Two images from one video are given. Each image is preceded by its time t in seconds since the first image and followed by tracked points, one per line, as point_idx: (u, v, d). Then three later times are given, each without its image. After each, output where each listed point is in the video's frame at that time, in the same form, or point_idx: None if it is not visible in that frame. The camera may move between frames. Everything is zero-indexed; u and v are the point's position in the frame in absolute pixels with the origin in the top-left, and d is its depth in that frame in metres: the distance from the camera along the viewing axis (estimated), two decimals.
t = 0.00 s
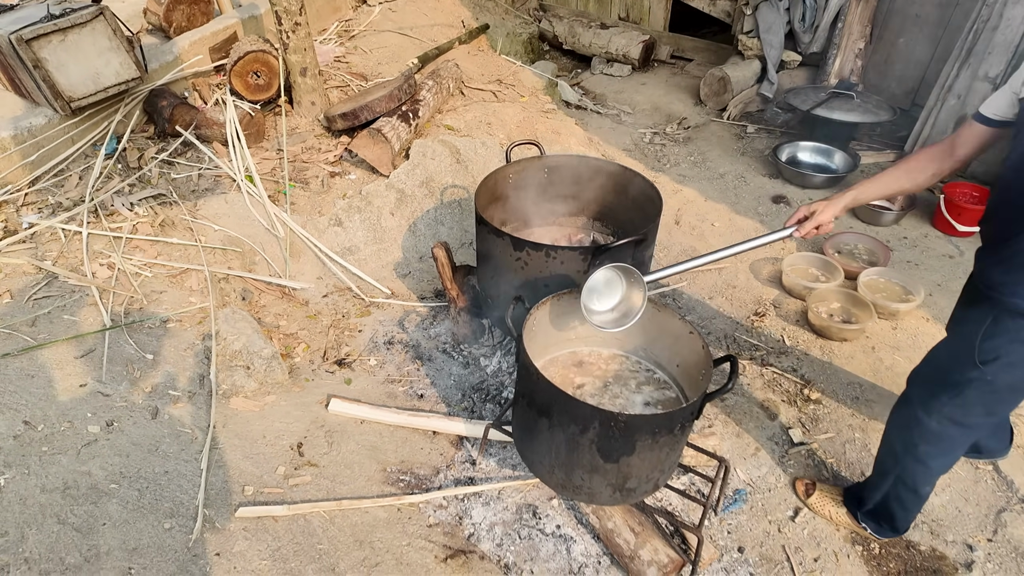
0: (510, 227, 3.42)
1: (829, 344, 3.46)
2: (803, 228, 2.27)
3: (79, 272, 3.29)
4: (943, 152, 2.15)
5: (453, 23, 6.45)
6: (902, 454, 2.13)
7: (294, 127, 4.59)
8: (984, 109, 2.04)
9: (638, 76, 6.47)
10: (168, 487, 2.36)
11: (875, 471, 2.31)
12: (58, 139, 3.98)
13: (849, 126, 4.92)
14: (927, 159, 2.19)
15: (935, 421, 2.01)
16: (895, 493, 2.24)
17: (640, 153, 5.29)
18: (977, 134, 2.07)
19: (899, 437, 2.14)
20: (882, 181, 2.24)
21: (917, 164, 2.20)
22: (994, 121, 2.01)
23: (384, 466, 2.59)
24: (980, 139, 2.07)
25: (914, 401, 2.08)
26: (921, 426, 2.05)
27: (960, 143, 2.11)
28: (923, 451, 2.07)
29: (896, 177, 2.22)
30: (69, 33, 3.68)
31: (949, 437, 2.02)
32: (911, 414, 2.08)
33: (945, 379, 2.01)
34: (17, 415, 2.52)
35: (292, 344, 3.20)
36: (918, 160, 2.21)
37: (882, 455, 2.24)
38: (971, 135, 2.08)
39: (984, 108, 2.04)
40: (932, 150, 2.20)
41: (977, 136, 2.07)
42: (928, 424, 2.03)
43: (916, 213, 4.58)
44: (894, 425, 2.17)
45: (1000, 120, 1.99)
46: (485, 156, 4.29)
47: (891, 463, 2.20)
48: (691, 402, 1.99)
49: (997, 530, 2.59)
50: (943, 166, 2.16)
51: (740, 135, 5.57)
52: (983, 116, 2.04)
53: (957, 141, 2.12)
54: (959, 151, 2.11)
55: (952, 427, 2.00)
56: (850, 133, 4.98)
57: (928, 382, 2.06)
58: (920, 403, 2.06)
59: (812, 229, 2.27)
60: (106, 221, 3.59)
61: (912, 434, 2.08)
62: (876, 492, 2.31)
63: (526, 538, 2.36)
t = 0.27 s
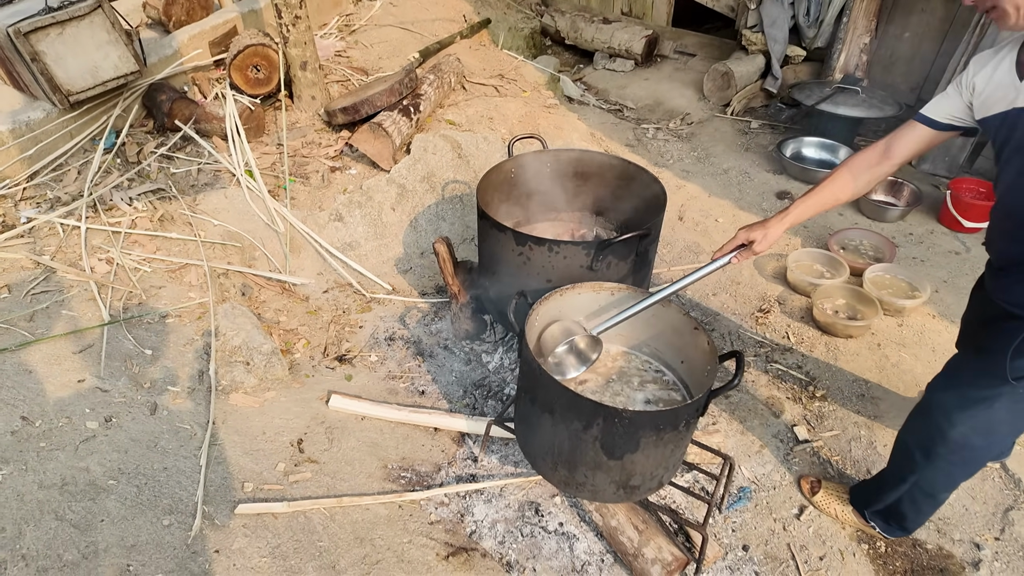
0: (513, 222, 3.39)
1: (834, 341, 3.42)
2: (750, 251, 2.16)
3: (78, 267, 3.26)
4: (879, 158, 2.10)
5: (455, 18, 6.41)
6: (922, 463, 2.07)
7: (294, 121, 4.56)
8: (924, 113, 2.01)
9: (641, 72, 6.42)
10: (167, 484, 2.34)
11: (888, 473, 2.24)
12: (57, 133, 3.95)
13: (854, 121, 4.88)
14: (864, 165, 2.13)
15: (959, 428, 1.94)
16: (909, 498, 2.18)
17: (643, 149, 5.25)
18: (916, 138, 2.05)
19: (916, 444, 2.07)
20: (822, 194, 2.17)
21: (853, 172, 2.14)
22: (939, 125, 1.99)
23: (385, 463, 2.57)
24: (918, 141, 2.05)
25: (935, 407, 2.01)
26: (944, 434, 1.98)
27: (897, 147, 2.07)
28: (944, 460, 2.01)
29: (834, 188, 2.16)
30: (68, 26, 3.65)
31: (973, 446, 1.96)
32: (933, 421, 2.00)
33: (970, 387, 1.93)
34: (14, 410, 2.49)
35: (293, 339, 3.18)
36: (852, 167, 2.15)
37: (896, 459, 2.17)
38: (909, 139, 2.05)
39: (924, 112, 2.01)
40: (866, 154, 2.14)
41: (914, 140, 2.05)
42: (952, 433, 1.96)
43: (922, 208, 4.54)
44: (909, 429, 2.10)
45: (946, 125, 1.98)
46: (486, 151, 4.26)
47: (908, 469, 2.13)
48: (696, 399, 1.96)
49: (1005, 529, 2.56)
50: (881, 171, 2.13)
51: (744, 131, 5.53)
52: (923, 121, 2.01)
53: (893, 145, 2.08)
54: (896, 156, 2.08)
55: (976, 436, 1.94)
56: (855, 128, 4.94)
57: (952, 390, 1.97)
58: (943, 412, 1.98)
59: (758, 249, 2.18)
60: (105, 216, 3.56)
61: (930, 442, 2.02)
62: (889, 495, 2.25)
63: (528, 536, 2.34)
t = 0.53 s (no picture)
0: (513, 220, 3.39)
1: (834, 340, 3.42)
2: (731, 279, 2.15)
3: (79, 264, 3.28)
4: (852, 182, 2.11)
5: (457, 15, 6.41)
6: (926, 466, 2.05)
7: (295, 119, 4.57)
8: (894, 137, 2.05)
9: (643, 70, 6.41)
10: (167, 480, 2.35)
11: (891, 475, 2.22)
12: (59, 131, 3.96)
13: (857, 119, 4.86)
14: (837, 188, 2.13)
15: (968, 434, 1.92)
16: (912, 498, 2.17)
17: (645, 147, 5.25)
18: (886, 162, 2.08)
19: (920, 447, 2.05)
20: (798, 220, 2.16)
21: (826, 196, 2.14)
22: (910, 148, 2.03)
23: (385, 460, 2.58)
24: (888, 165, 2.09)
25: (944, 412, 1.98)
26: (953, 439, 1.95)
27: (868, 170, 2.10)
28: (948, 463, 2.00)
29: (809, 213, 2.16)
30: (70, 23, 3.66)
31: (981, 451, 1.94)
32: (944, 426, 1.97)
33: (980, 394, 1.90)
34: (16, 407, 2.51)
35: (293, 337, 3.19)
36: (825, 191, 2.15)
37: (900, 462, 2.15)
38: (879, 163, 2.08)
39: (893, 137, 2.05)
40: (837, 178, 2.14)
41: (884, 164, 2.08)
42: (961, 437, 1.93)
43: (924, 207, 4.53)
44: (913, 431, 2.09)
45: (916, 148, 2.02)
46: (488, 149, 4.26)
47: (912, 473, 2.11)
48: (695, 397, 1.97)
49: (1004, 528, 2.56)
50: (853, 195, 2.14)
51: (746, 129, 5.52)
52: (894, 146, 2.05)
53: (863, 168, 2.10)
54: (868, 179, 2.10)
55: (987, 441, 1.92)
56: (858, 127, 4.92)
57: (961, 396, 1.94)
58: (952, 419, 1.95)
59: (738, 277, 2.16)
60: (107, 213, 3.57)
61: (935, 445, 2.00)
62: (892, 497, 2.24)
63: (527, 533, 2.35)
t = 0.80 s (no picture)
0: (511, 216, 3.38)
1: (833, 337, 3.42)
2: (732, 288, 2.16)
3: (78, 259, 3.28)
4: (851, 188, 2.08)
5: (457, 12, 6.40)
6: (925, 464, 2.04)
7: (295, 115, 4.56)
8: (893, 142, 2.02)
9: (643, 66, 6.40)
10: (164, 474, 2.36)
11: (890, 473, 2.21)
12: (58, 127, 3.96)
13: (857, 116, 4.85)
14: (836, 196, 2.11)
15: (967, 433, 1.91)
16: (910, 496, 2.17)
17: (645, 144, 5.24)
18: (886, 167, 2.05)
19: (918, 446, 2.05)
20: (798, 228, 2.15)
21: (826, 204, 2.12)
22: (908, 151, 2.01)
23: (382, 456, 2.58)
24: (888, 169, 2.06)
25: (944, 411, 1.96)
26: (951, 438, 1.95)
27: (867, 176, 2.06)
28: (947, 461, 1.99)
29: (809, 221, 2.14)
30: (69, 19, 3.65)
31: (979, 450, 1.94)
32: (943, 426, 1.96)
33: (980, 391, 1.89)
34: (14, 402, 2.51)
35: (291, 333, 3.19)
36: (824, 198, 2.13)
37: (898, 460, 2.15)
38: (878, 168, 2.05)
39: (892, 141, 2.02)
40: (836, 184, 2.12)
41: (884, 169, 2.05)
42: (960, 437, 1.93)
43: (925, 204, 4.52)
44: (913, 430, 2.08)
45: (915, 151, 2.00)
46: (487, 145, 4.26)
47: (910, 472, 2.10)
48: (691, 393, 1.96)
49: (1002, 525, 2.56)
50: (854, 201, 2.11)
51: (746, 126, 5.50)
52: (893, 150, 2.02)
53: (863, 174, 2.07)
54: (868, 185, 2.07)
55: (986, 441, 1.91)
56: (858, 124, 4.91)
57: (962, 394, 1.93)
58: (952, 417, 1.94)
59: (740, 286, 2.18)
60: (106, 209, 3.57)
61: (933, 444, 2.00)
62: (889, 494, 2.24)
63: (523, 529, 2.35)
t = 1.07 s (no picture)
0: (508, 214, 3.39)
1: (830, 335, 3.42)
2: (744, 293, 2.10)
3: (77, 257, 3.29)
4: (860, 192, 2.10)
5: (457, 9, 6.39)
6: (917, 463, 2.06)
7: (294, 113, 4.57)
8: (901, 144, 2.03)
9: (643, 64, 6.39)
10: (162, 471, 2.37)
11: (884, 471, 2.23)
12: (58, 124, 3.97)
13: (856, 114, 4.84)
14: (845, 200, 2.12)
15: (959, 432, 1.92)
16: (903, 494, 2.18)
17: (644, 141, 5.24)
18: (895, 169, 2.06)
19: (912, 445, 2.06)
20: (807, 231, 2.15)
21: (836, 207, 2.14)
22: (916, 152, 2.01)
23: (379, 453, 2.59)
24: (896, 171, 2.06)
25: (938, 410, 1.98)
26: (943, 438, 1.96)
27: (876, 179, 2.08)
28: (939, 461, 2.00)
29: (819, 225, 2.15)
30: (68, 16, 3.66)
31: (971, 450, 1.95)
32: (936, 425, 1.97)
33: (973, 391, 1.89)
34: (13, 398, 2.52)
35: (290, 330, 3.20)
36: (833, 202, 2.14)
37: (893, 459, 2.16)
38: (887, 171, 2.06)
39: (900, 142, 2.03)
40: (845, 187, 2.13)
41: (894, 172, 2.06)
42: (953, 438, 1.94)
43: (924, 202, 4.52)
44: (907, 429, 2.09)
45: (922, 151, 2.00)
46: (485, 143, 4.26)
47: (904, 470, 2.12)
48: (686, 391, 1.97)
49: (997, 523, 2.57)
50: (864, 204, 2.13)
51: (745, 124, 5.50)
52: (902, 153, 2.03)
53: (872, 177, 2.08)
54: (877, 188, 2.09)
55: (977, 441, 1.92)
56: (858, 121, 4.90)
57: (955, 394, 1.94)
58: (945, 416, 1.95)
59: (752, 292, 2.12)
60: (105, 206, 3.58)
61: (926, 444, 2.01)
62: (883, 492, 2.26)
63: (519, 525, 2.36)
